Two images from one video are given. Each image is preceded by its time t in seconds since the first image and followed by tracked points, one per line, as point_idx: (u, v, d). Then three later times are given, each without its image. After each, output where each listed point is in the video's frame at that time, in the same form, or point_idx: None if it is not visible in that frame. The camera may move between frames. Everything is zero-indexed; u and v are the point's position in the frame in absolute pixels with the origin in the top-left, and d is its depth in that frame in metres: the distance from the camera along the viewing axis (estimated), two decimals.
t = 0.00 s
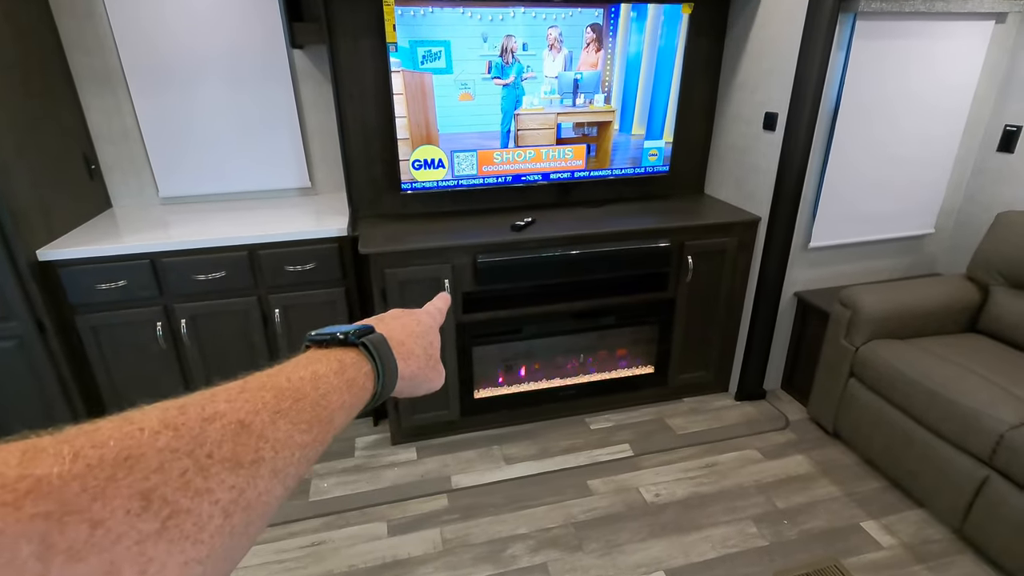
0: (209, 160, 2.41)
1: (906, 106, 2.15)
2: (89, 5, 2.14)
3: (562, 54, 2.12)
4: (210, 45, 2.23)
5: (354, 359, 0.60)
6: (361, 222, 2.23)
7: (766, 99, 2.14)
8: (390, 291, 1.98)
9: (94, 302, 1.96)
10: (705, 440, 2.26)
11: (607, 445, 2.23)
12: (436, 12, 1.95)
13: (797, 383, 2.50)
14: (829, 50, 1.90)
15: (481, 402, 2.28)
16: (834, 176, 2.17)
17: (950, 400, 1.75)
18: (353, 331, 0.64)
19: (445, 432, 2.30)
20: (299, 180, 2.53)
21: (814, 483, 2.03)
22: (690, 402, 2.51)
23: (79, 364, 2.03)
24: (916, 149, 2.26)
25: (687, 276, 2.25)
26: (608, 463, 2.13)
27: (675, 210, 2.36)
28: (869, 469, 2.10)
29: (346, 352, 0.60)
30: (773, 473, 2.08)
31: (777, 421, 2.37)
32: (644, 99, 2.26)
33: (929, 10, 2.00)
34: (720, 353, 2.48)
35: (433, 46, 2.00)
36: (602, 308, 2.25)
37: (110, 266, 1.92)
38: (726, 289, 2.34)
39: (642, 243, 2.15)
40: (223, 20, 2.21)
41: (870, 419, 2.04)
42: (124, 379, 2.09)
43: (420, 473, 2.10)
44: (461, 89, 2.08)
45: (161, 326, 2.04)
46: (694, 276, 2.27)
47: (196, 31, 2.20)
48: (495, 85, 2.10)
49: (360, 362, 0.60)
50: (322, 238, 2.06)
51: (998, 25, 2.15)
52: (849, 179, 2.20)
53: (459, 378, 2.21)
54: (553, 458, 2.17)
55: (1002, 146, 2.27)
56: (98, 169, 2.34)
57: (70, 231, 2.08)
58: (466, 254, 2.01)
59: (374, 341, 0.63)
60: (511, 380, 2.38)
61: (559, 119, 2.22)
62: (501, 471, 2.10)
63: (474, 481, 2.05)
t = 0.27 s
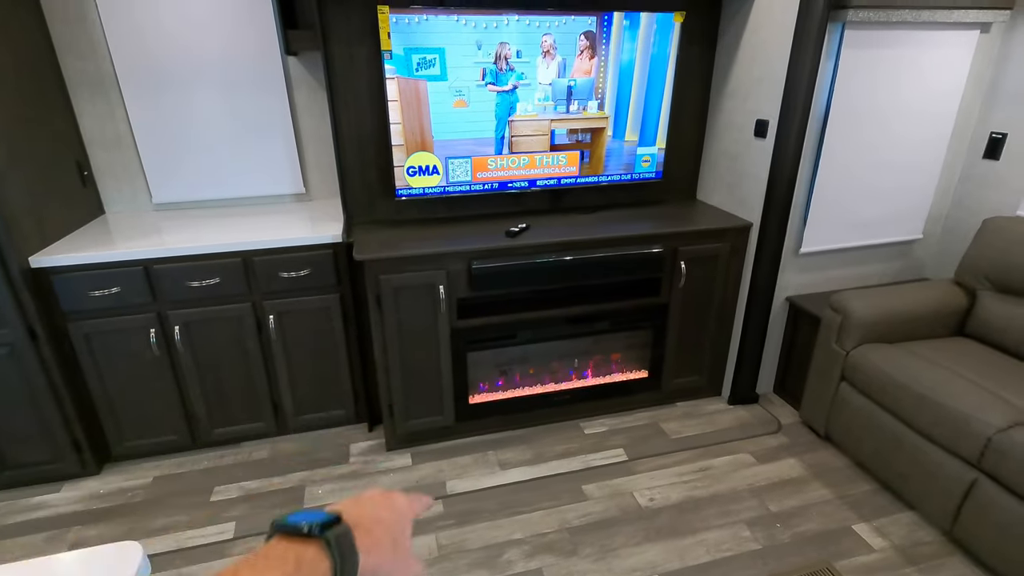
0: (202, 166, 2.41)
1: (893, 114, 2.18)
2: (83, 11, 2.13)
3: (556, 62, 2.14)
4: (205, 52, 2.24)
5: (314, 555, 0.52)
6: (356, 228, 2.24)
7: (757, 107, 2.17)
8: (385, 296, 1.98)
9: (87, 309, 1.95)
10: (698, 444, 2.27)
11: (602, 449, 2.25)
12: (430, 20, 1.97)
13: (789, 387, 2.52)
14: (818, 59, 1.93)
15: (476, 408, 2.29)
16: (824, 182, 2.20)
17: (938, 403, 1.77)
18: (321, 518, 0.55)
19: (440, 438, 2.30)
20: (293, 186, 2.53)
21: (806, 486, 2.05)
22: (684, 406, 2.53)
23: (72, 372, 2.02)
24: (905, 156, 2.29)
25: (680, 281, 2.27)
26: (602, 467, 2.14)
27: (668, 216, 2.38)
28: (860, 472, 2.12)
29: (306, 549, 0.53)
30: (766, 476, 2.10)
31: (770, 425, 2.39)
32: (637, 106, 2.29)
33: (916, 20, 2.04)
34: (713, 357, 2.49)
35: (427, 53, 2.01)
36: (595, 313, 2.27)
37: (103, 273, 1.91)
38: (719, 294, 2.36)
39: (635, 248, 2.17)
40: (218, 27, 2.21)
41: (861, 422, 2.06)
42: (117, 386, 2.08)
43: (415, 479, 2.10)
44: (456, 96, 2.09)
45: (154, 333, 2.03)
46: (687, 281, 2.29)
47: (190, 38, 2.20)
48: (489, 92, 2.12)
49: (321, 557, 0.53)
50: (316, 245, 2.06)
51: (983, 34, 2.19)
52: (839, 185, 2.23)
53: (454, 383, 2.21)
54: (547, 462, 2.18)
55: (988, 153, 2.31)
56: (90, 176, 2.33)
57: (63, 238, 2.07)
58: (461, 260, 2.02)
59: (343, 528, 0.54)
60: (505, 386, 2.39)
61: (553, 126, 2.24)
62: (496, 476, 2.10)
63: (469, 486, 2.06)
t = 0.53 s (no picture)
0: (200, 171, 2.41)
1: (882, 121, 2.23)
2: (80, 17, 2.14)
3: (552, 69, 2.16)
4: (202, 58, 2.25)
5: (242, 518, 0.60)
6: (354, 234, 2.25)
7: (750, 113, 2.20)
8: (383, 301, 1.99)
9: (84, 315, 1.95)
10: (694, 446, 2.30)
11: (598, 452, 2.26)
12: (427, 27, 1.99)
13: (783, 390, 2.55)
14: (809, 66, 1.97)
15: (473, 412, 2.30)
16: (815, 188, 2.24)
17: (929, 405, 1.81)
18: (245, 488, 0.62)
19: (438, 442, 2.31)
20: (291, 192, 2.54)
21: (800, 487, 2.07)
22: (679, 409, 2.55)
23: (68, 378, 2.01)
24: (894, 162, 2.34)
25: (674, 285, 2.30)
26: (599, 470, 2.16)
27: (662, 221, 2.41)
28: (853, 473, 2.15)
29: (233, 512, 0.60)
30: (761, 478, 2.12)
31: (763, 427, 2.42)
32: (632, 112, 2.32)
33: (903, 30, 2.08)
34: (708, 360, 2.52)
35: (424, 59, 2.03)
36: (591, 317, 2.29)
37: (101, 278, 1.91)
38: (713, 297, 2.39)
39: (630, 253, 2.19)
40: (216, 34, 2.22)
41: (853, 424, 2.09)
42: (114, 391, 2.08)
43: (414, 483, 2.11)
44: (453, 102, 2.11)
45: (152, 338, 2.03)
46: (682, 285, 2.32)
47: (187, 45, 2.21)
48: (486, 98, 2.14)
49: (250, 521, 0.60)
50: (314, 250, 2.07)
51: (968, 44, 2.24)
52: (830, 191, 2.27)
53: (452, 387, 2.22)
54: (544, 466, 2.19)
55: (975, 159, 2.36)
56: (86, 181, 2.33)
57: (59, 244, 2.07)
58: (459, 265, 2.03)
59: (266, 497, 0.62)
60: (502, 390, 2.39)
61: (548, 132, 2.26)
62: (494, 480, 2.12)
63: (467, 490, 2.07)
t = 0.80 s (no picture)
0: (196, 177, 2.42)
1: (871, 128, 2.27)
2: (76, 24, 2.14)
3: (546, 76, 2.19)
4: (199, 64, 2.25)
5: (221, 306, 0.55)
6: (350, 240, 2.26)
7: (741, 120, 2.24)
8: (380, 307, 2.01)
9: (79, 322, 1.95)
10: (688, 449, 2.32)
11: (594, 456, 2.28)
12: (423, 35, 2.01)
13: (775, 393, 2.59)
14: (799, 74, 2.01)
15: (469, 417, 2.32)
16: (805, 193, 2.27)
17: (918, 407, 1.84)
18: (218, 282, 0.58)
19: (435, 446, 2.32)
20: (287, 197, 2.54)
21: (793, 489, 2.10)
22: (673, 412, 2.58)
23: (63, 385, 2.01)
24: (882, 168, 2.38)
25: (668, 290, 2.33)
26: (594, 474, 2.18)
27: (656, 226, 2.44)
28: (844, 474, 2.18)
29: (211, 301, 0.56)
30: (754, 480, 2.15)
31: (756, 429, 2.45)
32: (625, 118, 2.35)
33: (890, 39, 2.13)
34: (701, 364, 2.55)
35: (420, 67, 2.05)
36: (587, 322, 2.31)
37: (97, 285, 1.92)
38: (706, 302, 2.42)
39: (625, 258, 2.22)
40: (213, 40, 2.23)
41: (845, 426, 2.13)
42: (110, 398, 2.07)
43: (411, 487, 2.11)
44: (448, 109, 2.13)
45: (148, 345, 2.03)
46: (675, 290, 2.35)
47: (184, 51, 2.22)
48: (481, 105, 2.16)
49: (230, 310, 0.56)
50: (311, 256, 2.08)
51: (953, 52, 2.29)
52: (820, 196, 2.31)
53: (448, 392, 2.24)
54: (541, 469, 2.21)
55: (960, 166, 2.41)
56: (82, 188, 2.33)
57: (55, 250, 2.07)
58: (455, 270, 2.05)
59: (242, 287, 0.58)
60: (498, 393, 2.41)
61: (543, 138, 2.29)
62: (491, 484, 2.13)
63: (464, 494, 2.08)
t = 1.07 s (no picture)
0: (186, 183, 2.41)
1: (856, 133, 2.30)
2: (64, 30, 2.13)
3: (536, 81, 2.21)
4: (188, 70, 2.25)
5: (206, 175, 0.55)
6: (341, 245, 2.26)
7: (729, 126, 2.27)
8: (371, 312, 2.01)
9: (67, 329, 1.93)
10: (679, 452, 2.33)
11: (586, 459, 2.29)
12: (413, 40, 2.02)
13: (765, 395, 2.61)
14: (785, 80, 2.04)
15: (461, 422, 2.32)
16: (792, 197, 2.30)
17: (904, 408, 1.87)
18: (203, 149, 0.58)
19: (427, 451, 2.32)
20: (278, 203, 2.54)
21: (783, 490, 2.12)
22: (665, 415, 2.59)
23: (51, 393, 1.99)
24: (868, 173, 2.41)
25: (659, 294, 2.34)
26: (586, 477, 2.19)
27: (646, 231, 2.46)
28: (833, 476, 2.20)
29: (196, 168, 0.56)
30: (744, 482, 2.17)
31: (747, 432, 2.46)
32: (615, 123, 2.37)
33: (874, 46, 2.16)
34: (692, 367, 2.57)
35: (410, 72, 2.06)
36: (578, 326, 2.32)
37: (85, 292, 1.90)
38: (696, 305, 2.44)
39: (615, 262, 2.23)
40: (202, 46, 2.22)
41: (833, 427, 2.15)
42: (97, 406, 2.05)
43: (403, 492, 2.11)
44: (438, 114, 2.14)
45: (136, 352, 2.01)
46: (666, 294, 2.37)
47: (173, 57, 2.21)
48: (471, 110, 2.18)
49: (214, 182, 0.56)
50: (302, 261, 2.07)
51: (936, 59, 2.33)
52: (807, 200, 2.34)
53: (440, 397, 2.24)
54: (533, 473, 2.21)
55: (944, 170, 2.45)
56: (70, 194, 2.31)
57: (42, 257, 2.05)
58: (446, 275, 2.05)
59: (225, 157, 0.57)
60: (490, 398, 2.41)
61: (533, 143, 2.30)
62: (483, 488, 2.13)
63: (456, 499, 2.08)
